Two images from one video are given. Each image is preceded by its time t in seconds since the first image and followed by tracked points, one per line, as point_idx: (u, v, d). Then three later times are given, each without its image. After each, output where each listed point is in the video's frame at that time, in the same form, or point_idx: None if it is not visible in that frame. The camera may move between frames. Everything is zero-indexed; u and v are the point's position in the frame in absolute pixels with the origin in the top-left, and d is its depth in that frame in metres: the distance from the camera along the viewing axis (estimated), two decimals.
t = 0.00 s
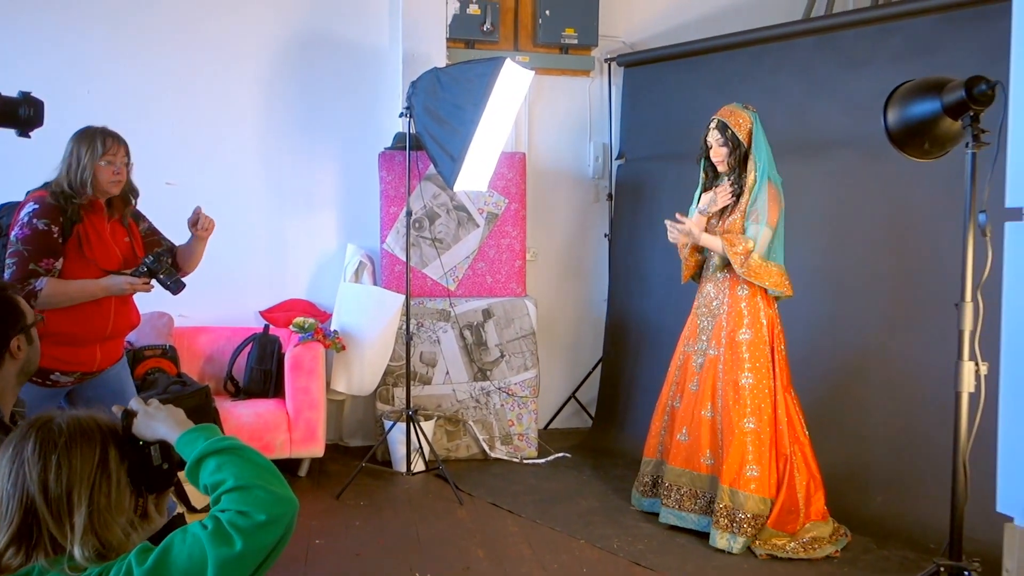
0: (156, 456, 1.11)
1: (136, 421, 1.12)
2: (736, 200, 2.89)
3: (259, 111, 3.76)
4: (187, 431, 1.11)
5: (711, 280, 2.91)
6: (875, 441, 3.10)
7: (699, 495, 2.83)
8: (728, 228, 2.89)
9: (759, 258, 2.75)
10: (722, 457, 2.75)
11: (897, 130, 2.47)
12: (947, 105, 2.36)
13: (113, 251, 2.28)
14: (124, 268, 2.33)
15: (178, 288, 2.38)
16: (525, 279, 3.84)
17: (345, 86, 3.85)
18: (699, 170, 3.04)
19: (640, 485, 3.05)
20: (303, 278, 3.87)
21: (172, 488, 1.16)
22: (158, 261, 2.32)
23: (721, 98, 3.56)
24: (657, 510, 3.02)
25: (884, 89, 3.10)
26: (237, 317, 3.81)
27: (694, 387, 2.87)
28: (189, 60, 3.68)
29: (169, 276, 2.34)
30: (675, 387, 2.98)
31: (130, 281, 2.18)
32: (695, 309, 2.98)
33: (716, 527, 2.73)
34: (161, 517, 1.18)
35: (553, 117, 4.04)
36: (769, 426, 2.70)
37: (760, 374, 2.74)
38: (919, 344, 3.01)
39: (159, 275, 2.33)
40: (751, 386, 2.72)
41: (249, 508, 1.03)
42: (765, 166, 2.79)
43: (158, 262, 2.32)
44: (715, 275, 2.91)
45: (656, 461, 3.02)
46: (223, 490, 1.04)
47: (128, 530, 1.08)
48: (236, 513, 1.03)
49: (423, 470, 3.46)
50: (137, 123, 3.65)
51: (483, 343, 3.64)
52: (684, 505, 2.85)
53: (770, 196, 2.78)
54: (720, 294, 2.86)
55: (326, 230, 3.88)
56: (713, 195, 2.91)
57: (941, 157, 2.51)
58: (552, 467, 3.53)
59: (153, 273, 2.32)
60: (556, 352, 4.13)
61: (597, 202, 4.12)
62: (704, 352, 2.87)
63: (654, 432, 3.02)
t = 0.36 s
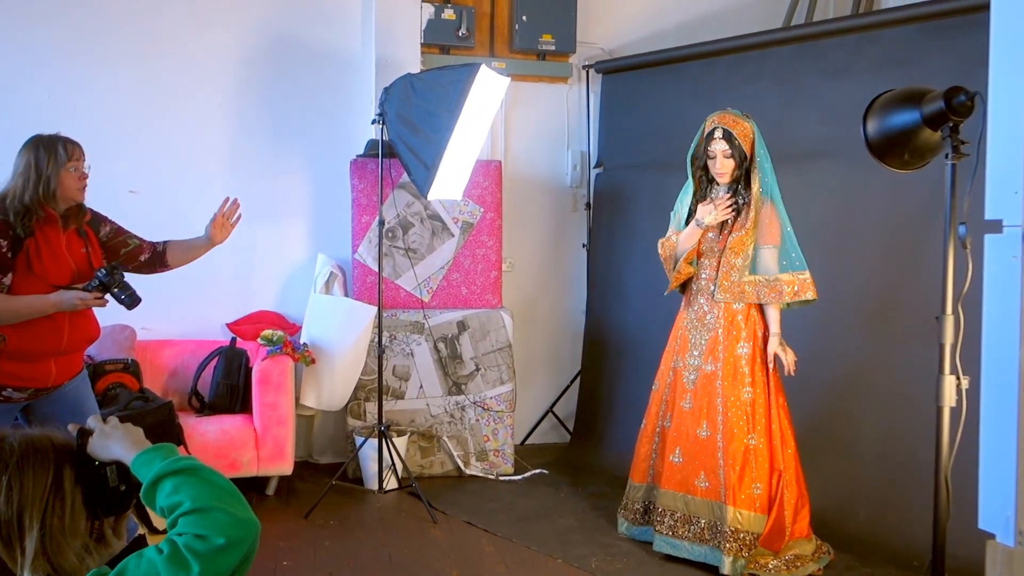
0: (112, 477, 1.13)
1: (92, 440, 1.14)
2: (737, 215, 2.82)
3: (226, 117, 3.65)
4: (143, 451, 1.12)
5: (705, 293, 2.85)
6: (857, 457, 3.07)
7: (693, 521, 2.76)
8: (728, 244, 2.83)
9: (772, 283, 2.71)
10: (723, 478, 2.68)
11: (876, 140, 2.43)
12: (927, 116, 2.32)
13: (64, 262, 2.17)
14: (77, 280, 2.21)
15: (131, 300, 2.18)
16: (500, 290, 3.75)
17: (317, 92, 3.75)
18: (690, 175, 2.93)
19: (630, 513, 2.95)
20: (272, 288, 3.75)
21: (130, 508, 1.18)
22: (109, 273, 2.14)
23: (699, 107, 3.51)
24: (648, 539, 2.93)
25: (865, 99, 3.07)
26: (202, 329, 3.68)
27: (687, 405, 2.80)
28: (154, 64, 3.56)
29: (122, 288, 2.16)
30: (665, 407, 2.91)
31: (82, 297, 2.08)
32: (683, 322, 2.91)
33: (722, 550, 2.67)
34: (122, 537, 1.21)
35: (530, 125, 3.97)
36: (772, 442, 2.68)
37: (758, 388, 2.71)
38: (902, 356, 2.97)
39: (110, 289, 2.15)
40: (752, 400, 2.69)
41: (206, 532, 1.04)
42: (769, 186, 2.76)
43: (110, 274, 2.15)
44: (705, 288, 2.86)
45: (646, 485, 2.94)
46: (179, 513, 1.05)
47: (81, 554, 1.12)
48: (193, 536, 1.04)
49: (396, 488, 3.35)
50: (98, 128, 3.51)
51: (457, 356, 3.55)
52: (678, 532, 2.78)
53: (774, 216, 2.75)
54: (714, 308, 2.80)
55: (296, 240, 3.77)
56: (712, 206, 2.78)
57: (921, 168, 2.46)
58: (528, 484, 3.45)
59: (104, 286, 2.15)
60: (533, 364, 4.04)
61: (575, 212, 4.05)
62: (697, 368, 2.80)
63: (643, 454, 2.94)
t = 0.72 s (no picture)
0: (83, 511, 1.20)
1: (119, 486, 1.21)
2: (731, 227, 2.70)
3: (191, 112, 3.48)
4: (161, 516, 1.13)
5: (690, 301, 2.72)
6: (848, 468, 2.96)
7: (682, 538, 2.61)
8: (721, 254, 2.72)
9: (762, 299, 2.64)
10: (715, 490, 2.56)
11: (867, 141, 2.30)
12: (919, 115, 2.19)
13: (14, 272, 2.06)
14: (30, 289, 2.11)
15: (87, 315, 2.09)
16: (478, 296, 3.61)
17: (288, 87, 3.59)
18: (681, 170, 2.77)
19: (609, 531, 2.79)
20: (237, 293, 3.58)
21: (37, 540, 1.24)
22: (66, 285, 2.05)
23: (685, 105, 3.39)
24: (630, 558, 2.78)
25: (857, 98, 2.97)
26: (164, 336, 3.50)
27: (672, 416, 2.66)
28: (115, 55, 3.38)
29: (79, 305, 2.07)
30: (646, 418, 2.77)
31: (29, 312, 2.00)
32: (663, 329, 2.78)
33: (718, 565, 2.54)
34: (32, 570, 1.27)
35: (509, 123, 3.83)
36: (763, 450, 2.58)
37: (748, 396, 2.61)
38: (893, 364, 2.87)
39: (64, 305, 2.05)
40: (743, 409, 2.59)
41: None
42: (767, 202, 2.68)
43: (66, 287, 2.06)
44: (691, 294, 2.72)
45: (624, 501, 2.79)
46: None
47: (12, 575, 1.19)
48: None
49: (368, 502, 3.20)
50: (53, 121, 3.32)
51: (433, 365, 3.40)
52: (665, 549, 2.63)
53: (768, 229, 2.67)
54: (700, 316, 2.68)
55: (263, 243, 3.60)
56: (710, 216, 2.65)
57: (913, 170, 2.34)
58: (507, 498, 3.31)
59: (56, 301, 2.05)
60: (512, 372, 3.90)
61: (557, 214, 3.92)
62: (683, 378, 2.66)
63: (621, 469, 2.80)
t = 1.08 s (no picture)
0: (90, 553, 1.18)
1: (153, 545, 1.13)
2: (711, 227, 2.57)
3: (152, 100, 3.30)
4: None
5: (668, 302, 2.59)
6: (836, 475, 2.85)
7: (655, 544, 2.49)
8: (701, 255, 2.59)
9: (740, 304, 2.51)
10: (689, 496, 2.43)
11: (859, 134, 2.13)
12: (913, 108, 2.02)
13: None
14: None
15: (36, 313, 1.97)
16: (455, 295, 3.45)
17: (256, 74, 3.42)
18: (664, 166, 2.62)
19: (578, 538, 2.63)
20: (200, 292, 3.40)
21: None
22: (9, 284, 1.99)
23: (671, 97, 3.27)
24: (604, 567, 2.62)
25: (850, 90, 2.86)
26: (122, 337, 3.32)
27: (649, 420, 2.53)
28: (73, 38, 3.20)
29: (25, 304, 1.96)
30: (617, 421, 2.63)
31: None
32: (640, 331, 2.64)
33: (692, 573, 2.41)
34: None
35: (487, 116, 3.68)
36: (741, 455, 2.45)
37: (727, 399, 2.48)
38: (883, 365, 2.76)
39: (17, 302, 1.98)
40: (720, 412, 2.46)
41: None
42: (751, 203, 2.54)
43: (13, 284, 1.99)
44: (670, 294, 2.60)
45: (591, 505, 2.64)
46: None
47: None
48: None
49: (339, 513, 3.04)
50: (4, 109, 3.14)
51: (408, 368, 3.25)
52: (638, 556, 2.50)
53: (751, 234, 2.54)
54: (678, 317, 2.55)
55: (228, 240, 3.43)
56: (689, 216, 2.52)
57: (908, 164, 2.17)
58: (485, 507, 3.17)
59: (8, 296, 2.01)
60: (491, 374, 3.76)
61: (538, 210, 3.78)
62: (659, 381, 2.53)
63: (591, 473, 2.65)
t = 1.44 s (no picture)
0: None
1: None
2: (692, 219, 2.42)
3: (110, 86, 3.11)
4: None
5: (653, 302, 2.44)
6: (831, 485, 2.71)
7: (658, 558, 2.34)
8: (681, 248, 2.45)
9: (722, 298, 2.38)
10: (690, 506, 2.30)
11: (853, 129, 1.97)
12: (911, 101, 1.86)
13: None
14: None
15: None
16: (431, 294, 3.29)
17: (220, 59, 3.24)
18: (638, 158, 2.47)
19: (568, 556, 2.48)
20: (161, 290, 3.22)
21: None
22: None
23: (657, 88, 3.13)
24: None
25: (845, 81, 2.73)
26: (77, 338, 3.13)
27: (642, 429, 2.38)
28: (23, 19, 3.01)
29: None
30: (609, 431, 2.48)
31: None
32: (627, 333, 2.49)
33: None
34: None
35: (464, 105, 3.52)
36: (741, 459, 2.33)
37: (723, 403, 2.34)
38: (880, 369, 2.63)
39: None
40: (717, 417, 2.32)
41: None
42: (729, 191, 2.42)
43: None
44: (654, 294, 2.44)
45: (586, 521, 2.50)
46: None
47: None
48: None
49: (307, 524, 2.87)
50: None
51: (381, 372, 3.08)
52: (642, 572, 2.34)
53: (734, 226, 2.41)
54: (665, 318, 2.41)
55: (191, 236, 3.24)
56: (667, 209, 2.35)
57: (904, 160, 2.03)
58: (461, 518, 3.01)
59: None
60: (470, 375, 3.61)
61: (518, 204, 3.62)
62: (650, 387, 2.38)
63: (583, 487, 2.50)
